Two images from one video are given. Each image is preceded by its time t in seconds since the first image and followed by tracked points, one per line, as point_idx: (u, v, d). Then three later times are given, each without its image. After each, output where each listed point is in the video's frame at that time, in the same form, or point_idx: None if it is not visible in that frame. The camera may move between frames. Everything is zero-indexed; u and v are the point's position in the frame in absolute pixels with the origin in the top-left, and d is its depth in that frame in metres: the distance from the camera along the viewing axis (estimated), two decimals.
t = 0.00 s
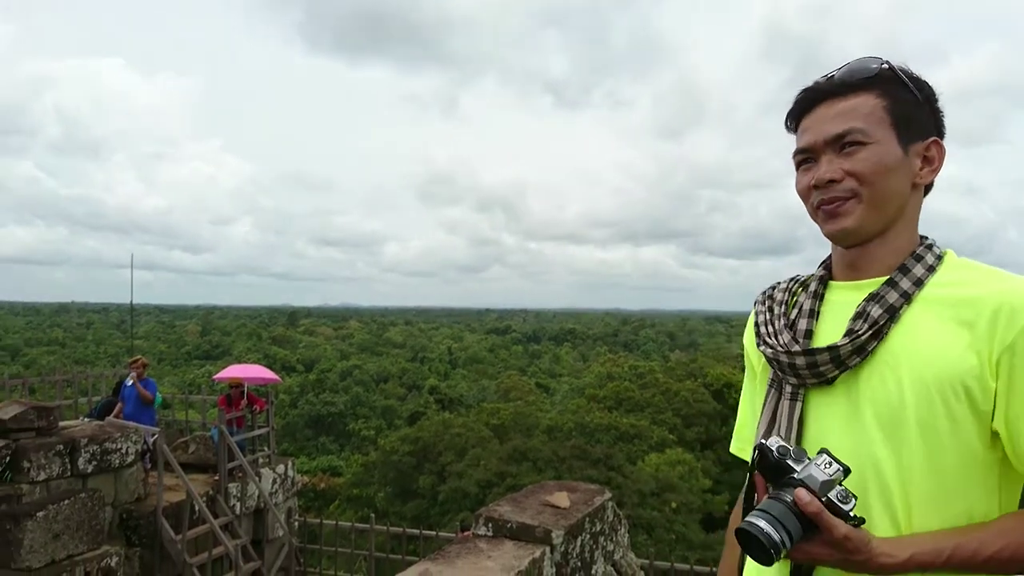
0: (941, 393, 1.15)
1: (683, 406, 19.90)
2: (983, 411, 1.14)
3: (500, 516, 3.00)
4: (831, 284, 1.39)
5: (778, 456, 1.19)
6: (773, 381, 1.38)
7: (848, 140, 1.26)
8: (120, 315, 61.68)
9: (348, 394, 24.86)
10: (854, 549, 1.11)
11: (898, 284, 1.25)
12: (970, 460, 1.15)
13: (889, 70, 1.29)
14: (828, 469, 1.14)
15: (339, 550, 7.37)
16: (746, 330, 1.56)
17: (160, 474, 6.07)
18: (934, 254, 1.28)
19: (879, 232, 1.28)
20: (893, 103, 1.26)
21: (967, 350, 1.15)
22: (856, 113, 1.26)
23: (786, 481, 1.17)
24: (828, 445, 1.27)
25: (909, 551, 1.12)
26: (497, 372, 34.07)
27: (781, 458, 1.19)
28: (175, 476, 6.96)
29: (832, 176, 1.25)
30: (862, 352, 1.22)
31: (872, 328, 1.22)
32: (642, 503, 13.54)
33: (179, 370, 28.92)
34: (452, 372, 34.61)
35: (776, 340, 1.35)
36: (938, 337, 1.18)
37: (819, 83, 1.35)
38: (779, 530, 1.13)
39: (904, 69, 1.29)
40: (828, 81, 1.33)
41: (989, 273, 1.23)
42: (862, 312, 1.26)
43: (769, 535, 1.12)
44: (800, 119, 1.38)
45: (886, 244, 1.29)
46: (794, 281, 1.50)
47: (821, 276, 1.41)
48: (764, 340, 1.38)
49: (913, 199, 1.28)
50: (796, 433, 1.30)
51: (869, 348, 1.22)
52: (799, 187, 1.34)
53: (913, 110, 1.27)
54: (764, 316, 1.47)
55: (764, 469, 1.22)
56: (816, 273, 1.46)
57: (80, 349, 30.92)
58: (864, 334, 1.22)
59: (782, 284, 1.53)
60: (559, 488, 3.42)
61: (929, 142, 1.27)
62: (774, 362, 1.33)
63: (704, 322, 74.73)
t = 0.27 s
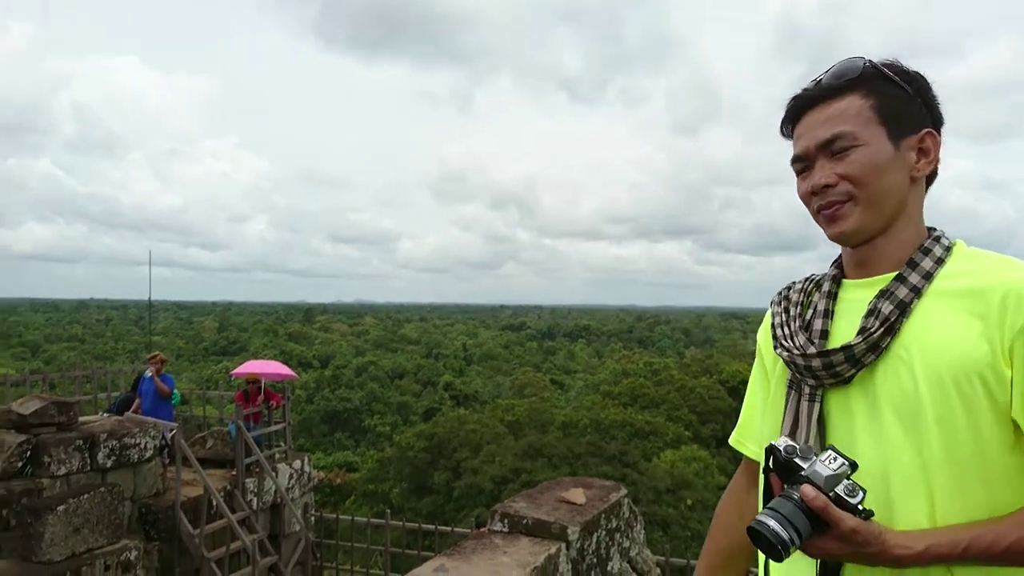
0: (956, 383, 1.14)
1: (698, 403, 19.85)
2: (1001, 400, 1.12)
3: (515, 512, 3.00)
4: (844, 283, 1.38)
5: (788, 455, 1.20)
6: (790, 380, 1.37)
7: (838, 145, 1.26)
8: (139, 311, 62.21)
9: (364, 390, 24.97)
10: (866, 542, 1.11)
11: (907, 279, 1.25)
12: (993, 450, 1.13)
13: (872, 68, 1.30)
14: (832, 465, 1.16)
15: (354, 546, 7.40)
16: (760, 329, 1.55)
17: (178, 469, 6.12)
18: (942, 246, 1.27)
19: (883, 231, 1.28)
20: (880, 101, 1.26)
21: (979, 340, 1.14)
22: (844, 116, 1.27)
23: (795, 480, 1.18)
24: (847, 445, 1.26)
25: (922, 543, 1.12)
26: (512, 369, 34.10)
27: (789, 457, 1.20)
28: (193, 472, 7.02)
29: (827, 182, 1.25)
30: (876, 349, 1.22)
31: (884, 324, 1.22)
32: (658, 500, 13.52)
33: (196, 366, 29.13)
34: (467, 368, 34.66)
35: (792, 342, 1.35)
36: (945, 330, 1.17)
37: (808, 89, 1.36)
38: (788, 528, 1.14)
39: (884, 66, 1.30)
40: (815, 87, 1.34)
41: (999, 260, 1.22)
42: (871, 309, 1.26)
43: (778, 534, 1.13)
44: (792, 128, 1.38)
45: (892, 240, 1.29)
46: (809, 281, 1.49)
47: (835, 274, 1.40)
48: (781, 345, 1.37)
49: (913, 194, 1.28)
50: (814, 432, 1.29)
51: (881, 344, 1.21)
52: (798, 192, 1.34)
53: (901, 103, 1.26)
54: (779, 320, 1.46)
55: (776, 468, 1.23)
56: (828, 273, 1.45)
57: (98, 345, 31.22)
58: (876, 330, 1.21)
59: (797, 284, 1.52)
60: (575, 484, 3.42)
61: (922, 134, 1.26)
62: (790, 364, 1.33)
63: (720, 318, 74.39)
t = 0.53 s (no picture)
0: (976, 385, 1.12)
1: (722, 400, 19.73)
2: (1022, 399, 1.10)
3: (540, 508, 3.00)
4: (865, 282, 1.36)
5: (812, 459, 1.20)
6: (814, 381, 1.36)
7: (834, 158, 1.26)
8: (166, 307, 62.95)
9: (388, 386, 25.09)
10: (891, 543, 1.11)
11: (928, 278, 1.23)
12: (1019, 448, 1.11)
13: (860, 76, 1.29)
14: (855, 467, 1.15)
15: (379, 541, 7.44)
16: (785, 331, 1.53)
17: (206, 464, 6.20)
18: (963, 243, 1.26)
19: (894, 235, 1.28)
20: (869, 110, 1.25)
21: (997, 340, 1.12)
22: (835, 131, 1.27)
23: (817, 483, 1.19)
24: (871, 446, 1.25)
25: (948, 541, 1.11)
26: (535, 365, 34.10)
27: (813, 461, 1.20)
28: (220, 466, 7.10)
29: (825, 199, 1.26)
30: (899, 350, 1.20)
31: (905, 324, 1.20)
32: (681, 497, 13.45)
33: (222, 362, 29.44)
34: (490, 364, 34.70)
35: (815, 342, 1.34)
36: (963, 329, 1.16)
37: (805, 103, 1.36)
38: (813, 532, 1.15)
39: (874, 70, 1.29)
40: (807, 103, 1.34)
41: (1020, 255, 1.20)
42: (892, 310, 1.24)
43: (802, 537, 1.15)
44: (798, 141, 1.39)
45: (907, 241, 1.28)
46: (832, 280, 1.48)
47: (856, 273, 1.39)
48: (804, 346, 1.36)
49: (923, 194, 1.26)
50: (838, 433, 1.28)
51: (903, 345, 1.20)
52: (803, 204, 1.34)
53: (895, 104, 1.25)
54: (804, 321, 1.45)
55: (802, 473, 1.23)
56: (850, 272, 1.43)
57: (127, 341, 31.64)
58: (898, 331, 1.19)
59: (820, 284, 1.50)
60: (599, 481, 3.41)
61: (920, 133, 1.24)
62: (813, 365, 1.32)
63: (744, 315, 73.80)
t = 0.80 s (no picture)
0: (1013, 386, 1.09)
1: (758, 399, 19.54)
2: None
3: (576, 507, 2.99)
4: (902, 281, 1.34)
5: (843, 460, 1.18)
6: (851, 380, 1.34)
7: (862, 161, 1.25)
8: (204, 305, 64.00)
9: (421, 384, 25.24)
10: (924, 545, 1.10)
11: (965, 277, 1.20)
12: None
13: (888, 73, 1.27)
14: (887, 468, 1.13)
15: (414, 537, 7.49)
16: (824, 326, 1.50)
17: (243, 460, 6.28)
18: (1002, 239, 1.22)
19: (929, 234, 1.25)
20: (896, 109, 1.23)
21: None
22: (862, 133, 1.25)
23: (849, 483, 1.17)
24: (909, 447, 1.23)
25: (984, 545, 1.09)
26: (568, 363, 34.07)
27: (845, 461, 1.18)
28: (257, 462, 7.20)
29: (854, 201, 1.24)
30: (933, 350, 1.18)
31: (941, 325, 1.18)
32: (717, 497, 13.34)
33: (259, 360, 29.87)
34: (523, 362, 34.75)
35: (852, 342, 1.31)
36: (1000, 330, 1.13)
37: (834, 102, 1.34)
38: (843, 532, 1.13)
39: (901, 68, 1.26)
40: (835, 103, 1.32)
41: None
42: (928, 310, 1.22)
43: (833, 537, 1.13)
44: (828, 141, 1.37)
45: (943, 241, 1.25)
46: (870, 279, 1.45)
47: (893, 271, 1.36)
48: (841, 346, 1.34)
49: (957, 193, 1.23)
50: (875, 434, 1.26)
51: (940, 345, 1.17)
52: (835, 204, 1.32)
53: (926, 101, 1.22)
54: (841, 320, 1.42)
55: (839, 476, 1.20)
56: (888, 271, 1.41)
57: (166, 338, 32.23)
58: (933, 331, 1.17)
59: (857, 282, 1.48)
60: (635, 480, 3.39)
61: (951, 131, 1.21)
62: (849, 366, 1.30)
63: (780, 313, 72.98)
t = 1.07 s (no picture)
0: None
1: (811, 401, 19.17)
2: None
3: (627, 508, 2.98)
4: (968, 277, 1.30)
5: (896, 468, 1.17)
6: (911, 381, 1.30)
7: (920, 152, 1.21)
8: (256, 306, 65.29)
9: (469, 384, 25.36)
10: (979, 559, 1.06)
11: None
12: None
13: (945, 58, 1.23)
14: (940, 475, 1.10)
15: (462, 537, 7.53)
16: (889, 324, 1.45)
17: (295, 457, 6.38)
18: None
19: (992, 226, 1.21)
20: (953, 96, 1.20)
21: None
22: (920, 122, 1.22)
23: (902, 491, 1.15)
24: (970, 451, 1.19)
25: None
26: (615, 363, 33.88)
27: (898, 469, 1.17)
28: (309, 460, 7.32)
29: (912, 194, 1.21)
30: (995, 351, 1.14)
31: (1000, 323, 1.14)
32: (768, 500, 13.13)
33: (309, 359, 30.37)
34: (570, 362, 34.68)
35: (912, 342, 1.29)
36: None
37: (887, 91, 1.31)
38: (892, 544, 1.11)
39: (961, 52, 1.22)
40: (887, 92, 1.29)
41: None
42: (990, 309, 1.18)
43: (881, 550, 1.12)
44: (882, 132, 1.34)
45: (1008, 234, 1.21)
46: (934, 275, 1.40)
47: (957, 266, 1.32)
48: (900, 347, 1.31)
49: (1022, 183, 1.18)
50: (936, 439, 1.23)
51: (1001, 345, 1.13)
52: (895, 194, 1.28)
53: (987, 86, 1.18)
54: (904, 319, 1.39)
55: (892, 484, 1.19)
56: (952, 267, 1.36)
57: (220, 338, 32.97)
58: (993, 330, 1.13)
59: (922, 279, 1.44)
60: (687, 482, 3.36)
61: (1016, 116, 1.16)
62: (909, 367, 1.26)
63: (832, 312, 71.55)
